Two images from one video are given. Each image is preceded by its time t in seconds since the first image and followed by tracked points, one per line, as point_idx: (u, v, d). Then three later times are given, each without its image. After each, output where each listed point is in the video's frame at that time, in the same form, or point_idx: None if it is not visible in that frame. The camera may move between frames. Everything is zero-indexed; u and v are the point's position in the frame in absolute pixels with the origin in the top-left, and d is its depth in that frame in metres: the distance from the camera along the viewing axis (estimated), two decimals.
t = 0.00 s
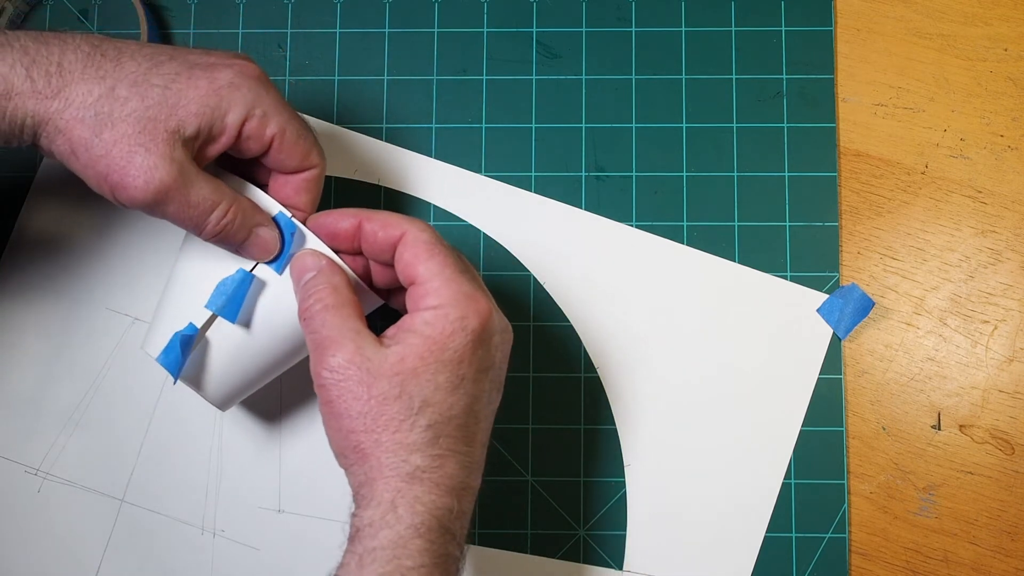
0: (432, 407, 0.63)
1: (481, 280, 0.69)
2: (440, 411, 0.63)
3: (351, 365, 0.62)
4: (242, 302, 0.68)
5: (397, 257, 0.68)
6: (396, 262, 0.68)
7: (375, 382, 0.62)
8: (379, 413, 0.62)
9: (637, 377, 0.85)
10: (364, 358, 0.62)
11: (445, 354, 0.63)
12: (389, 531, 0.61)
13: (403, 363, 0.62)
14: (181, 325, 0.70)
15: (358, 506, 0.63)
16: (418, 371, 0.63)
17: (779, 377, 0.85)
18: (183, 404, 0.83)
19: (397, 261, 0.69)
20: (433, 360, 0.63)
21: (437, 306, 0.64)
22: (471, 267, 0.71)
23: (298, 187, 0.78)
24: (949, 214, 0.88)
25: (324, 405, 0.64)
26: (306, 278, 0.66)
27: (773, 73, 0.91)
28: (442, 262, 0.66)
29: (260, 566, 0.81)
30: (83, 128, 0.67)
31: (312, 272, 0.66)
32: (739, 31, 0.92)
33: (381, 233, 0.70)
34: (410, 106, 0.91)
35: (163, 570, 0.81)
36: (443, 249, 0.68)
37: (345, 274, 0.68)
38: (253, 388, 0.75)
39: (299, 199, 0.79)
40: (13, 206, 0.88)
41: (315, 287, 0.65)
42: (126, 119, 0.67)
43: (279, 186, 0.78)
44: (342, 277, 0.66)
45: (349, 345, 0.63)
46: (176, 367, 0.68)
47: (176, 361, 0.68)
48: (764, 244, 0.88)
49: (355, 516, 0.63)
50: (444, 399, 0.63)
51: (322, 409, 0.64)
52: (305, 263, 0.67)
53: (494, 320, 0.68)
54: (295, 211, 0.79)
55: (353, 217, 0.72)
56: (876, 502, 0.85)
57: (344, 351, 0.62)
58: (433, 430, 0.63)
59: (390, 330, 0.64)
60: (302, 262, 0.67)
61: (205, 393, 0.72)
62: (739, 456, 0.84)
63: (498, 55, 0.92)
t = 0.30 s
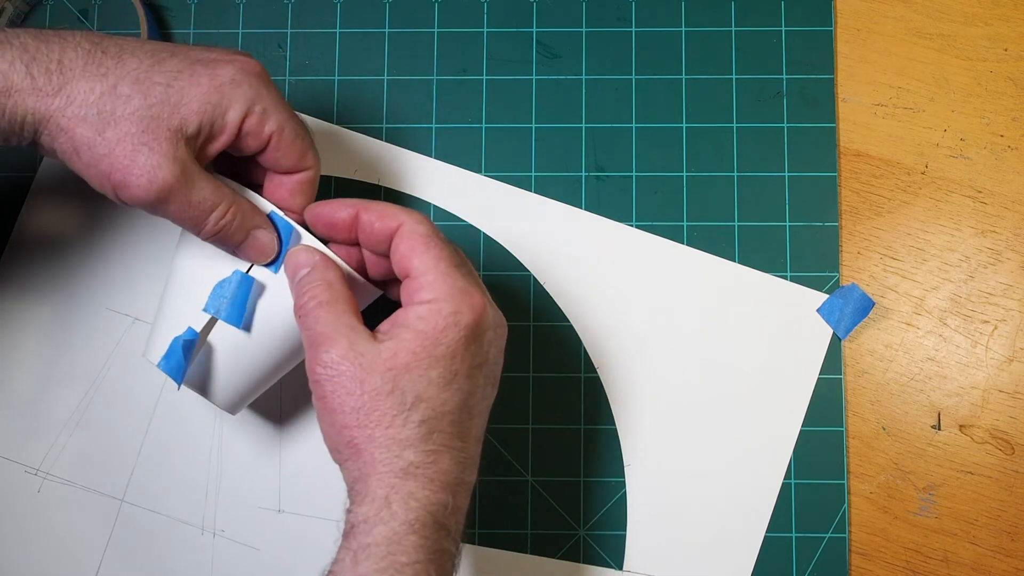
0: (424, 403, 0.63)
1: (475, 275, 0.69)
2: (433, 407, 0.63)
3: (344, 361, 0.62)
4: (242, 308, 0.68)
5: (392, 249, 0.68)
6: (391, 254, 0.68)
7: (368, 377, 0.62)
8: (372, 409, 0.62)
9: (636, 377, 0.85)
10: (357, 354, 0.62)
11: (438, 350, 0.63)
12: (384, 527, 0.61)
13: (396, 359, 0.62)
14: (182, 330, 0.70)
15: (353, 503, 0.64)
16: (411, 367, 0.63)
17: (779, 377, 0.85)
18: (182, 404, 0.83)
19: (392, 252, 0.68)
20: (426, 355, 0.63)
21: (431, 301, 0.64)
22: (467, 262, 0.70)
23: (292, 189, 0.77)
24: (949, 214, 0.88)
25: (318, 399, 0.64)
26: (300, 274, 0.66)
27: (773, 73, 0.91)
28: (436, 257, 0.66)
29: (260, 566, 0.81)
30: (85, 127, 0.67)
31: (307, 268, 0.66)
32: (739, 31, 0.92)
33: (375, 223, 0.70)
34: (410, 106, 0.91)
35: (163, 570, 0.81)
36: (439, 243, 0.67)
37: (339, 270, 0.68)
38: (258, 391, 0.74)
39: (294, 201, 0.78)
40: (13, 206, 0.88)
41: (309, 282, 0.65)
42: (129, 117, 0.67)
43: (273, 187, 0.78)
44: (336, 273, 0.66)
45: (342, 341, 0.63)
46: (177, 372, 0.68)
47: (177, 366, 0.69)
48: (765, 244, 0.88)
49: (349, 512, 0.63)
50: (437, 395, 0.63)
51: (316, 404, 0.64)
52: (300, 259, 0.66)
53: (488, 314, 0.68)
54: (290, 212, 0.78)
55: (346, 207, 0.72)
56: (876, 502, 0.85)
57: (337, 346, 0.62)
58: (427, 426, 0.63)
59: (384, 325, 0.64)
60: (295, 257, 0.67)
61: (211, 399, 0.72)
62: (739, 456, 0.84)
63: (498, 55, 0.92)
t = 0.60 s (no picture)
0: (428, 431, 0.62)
1: (523, 301, 0.68)
2: (436, 437, 0.62)
3: (360, 369, 0.62)
4: (259, 262, 0.63)
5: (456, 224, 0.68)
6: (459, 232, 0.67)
7: (383, 389, 0.62)
8: (376, 422, 0.62)
9: (637, 376, 0.85)
10: (377, 364, 0.62)
11: (459, 377, 0.62)
12: (365, 552, 0.60)
13: (414, 376, 0.62)
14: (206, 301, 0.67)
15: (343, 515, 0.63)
16: (426, 390, 0.62)
17: (779, 377, 0.85)
18: (183, 404, 0.83)
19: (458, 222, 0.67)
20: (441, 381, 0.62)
21: (460, 324, 0.63)
22: (526, 283, 0.69)
23: (290, 134, 0.76)
24: (949, 214, 0.88)
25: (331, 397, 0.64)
26: (353, 260, 0.63)
27: (773, 73, 0.91)
28: (490, 283, 0.64)
29: (261, 566, 0.81)
30: (71, 105, 0.69)
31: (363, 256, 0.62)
32: (739, 31, 0.92)
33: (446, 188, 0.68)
34: (411, 106, 0.91)
35: (163, 570, 0.81)
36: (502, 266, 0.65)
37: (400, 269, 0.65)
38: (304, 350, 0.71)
39: (293, 144, 0.76)
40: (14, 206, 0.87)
41: (359, 270, 0.63)
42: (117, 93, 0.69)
43: (273, 137, 0.77)
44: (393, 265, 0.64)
45: (362, 348, 0.62)
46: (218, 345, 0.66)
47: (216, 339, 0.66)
48: (764, 244, 0.88)
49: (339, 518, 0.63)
50: (442, 427, 0.62)
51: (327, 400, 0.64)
52: (353, 239, 0.62)
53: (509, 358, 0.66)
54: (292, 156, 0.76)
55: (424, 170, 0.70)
56: (876, 502, 0.84)
57: (358, 353, 0.62)
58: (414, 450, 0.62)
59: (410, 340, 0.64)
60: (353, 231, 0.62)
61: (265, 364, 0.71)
62: (740, 457, 0.84)
63: (498, 55, 0.92)
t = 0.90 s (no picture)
0: (380, 545, 0.60)
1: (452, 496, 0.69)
2: (381, 551, 0.60)
3: (329, 463, 0.56)
4: (265, 208, 0.64)
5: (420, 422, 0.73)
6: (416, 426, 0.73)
7: (358, 495, 0.57)
8: (340, 522, 0.57)
9: (637, 375, 0.85)
10: (355, 471, 0.58)
11: (422, 504, 0.63)
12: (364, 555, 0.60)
13: (389, 492, 0.60)
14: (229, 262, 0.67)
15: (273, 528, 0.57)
16: (398, 508, 0.61)
17: (779, 376, 0.85)
18: (182, 403, 0.83)
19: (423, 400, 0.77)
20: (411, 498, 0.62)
21: (422, 455, 0.66)
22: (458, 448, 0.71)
23: (250, 70, 0.78)
24: (949, 214, 0.88)
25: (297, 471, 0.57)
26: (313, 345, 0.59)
27: (773, 73, 0.91)
28: (448, 445, 0.69)
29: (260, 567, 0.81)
30: (30, 88, 0.70)
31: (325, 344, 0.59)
32: (739, 31, 0.92)
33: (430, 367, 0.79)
34: (410, 107, 0.91)
35: (162, 570, 0.81)
36: (451, 463, 0.68)
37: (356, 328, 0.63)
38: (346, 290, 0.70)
39: (259, 82, 0.78)
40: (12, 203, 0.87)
41: (321, 360, 0.59)
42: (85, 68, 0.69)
43: (237, 80, 0.79)
44: (354, 361, 0.61)
45: (336, 441, 0.57)
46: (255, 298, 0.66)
47: (253, 294, 0.66)
48: (765, 244, 0.88)
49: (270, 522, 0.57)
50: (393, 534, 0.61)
51: (286, 464, 0.58)
52: (324, 323, 0.60)
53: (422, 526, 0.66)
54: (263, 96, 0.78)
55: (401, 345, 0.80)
56: (876, 502, 0.84)
57: (323, 450, 0.57)
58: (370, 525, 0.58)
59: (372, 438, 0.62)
60: (321, 324, 0.60)
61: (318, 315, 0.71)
62: (740, 457, 0.84)
63: (498, 55, 0.92)
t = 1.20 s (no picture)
0: (368, 513, 0.59)
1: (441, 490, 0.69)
2: (369, 523, 0.60)
3: (327, 425, 0.57)
4: (263, 226, 0.64)
5: (413, 406, 0.73)
6: (408, 411, 0.72)
7: (353, 458, 0.58)
8: (334, 481, 0.57)
9: (637, 375, 0.85)
10: (351, 434, 0.58)
11: (414, 485, 0.63)
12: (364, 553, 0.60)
13: (382, 464, 0.61)
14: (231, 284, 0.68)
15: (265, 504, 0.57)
16: (390, 481, 0.61)
17: (778, 376, 0.85)
18: (182, 403, 0.83)
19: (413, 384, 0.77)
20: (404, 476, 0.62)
21: (417, 439, 0.67)
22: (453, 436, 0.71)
23: (240, 91, 0.77)
24: (949, 214, 0.88)
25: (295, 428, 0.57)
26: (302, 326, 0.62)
27: (773, 73, 0.91)
28: (442, 434, 0.69)
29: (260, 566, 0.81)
30: (21, 117, 0.69)
31: (318, 324, 0.62)
32: (739, 31, 0.92)
33: (420, 348, 0.79)
34: (410, 107, 0.91)
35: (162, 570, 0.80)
36: (444, 455, 0.68)
37: (341, 311, 0.65)
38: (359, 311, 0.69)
39: (251, 103, 0.77)
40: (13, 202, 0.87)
41: (311, 337, 0.61)
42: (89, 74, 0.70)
43: (228, 102, 0.78)
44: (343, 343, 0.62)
45: (337, 405, 0.58)
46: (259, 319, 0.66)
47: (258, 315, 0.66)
48: (765, 244, 0.88)
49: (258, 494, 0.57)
50: (383, 510, 0.61)
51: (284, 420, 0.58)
52: (308, 309, 0.62)
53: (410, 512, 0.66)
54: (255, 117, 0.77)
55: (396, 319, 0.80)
56: (876, 502, 0.84)
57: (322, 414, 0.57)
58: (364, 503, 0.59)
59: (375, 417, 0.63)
60: (305, 307, 0.63)
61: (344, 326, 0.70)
62: (740, 457, 0.84)
63: (498, 55, 0.92)
